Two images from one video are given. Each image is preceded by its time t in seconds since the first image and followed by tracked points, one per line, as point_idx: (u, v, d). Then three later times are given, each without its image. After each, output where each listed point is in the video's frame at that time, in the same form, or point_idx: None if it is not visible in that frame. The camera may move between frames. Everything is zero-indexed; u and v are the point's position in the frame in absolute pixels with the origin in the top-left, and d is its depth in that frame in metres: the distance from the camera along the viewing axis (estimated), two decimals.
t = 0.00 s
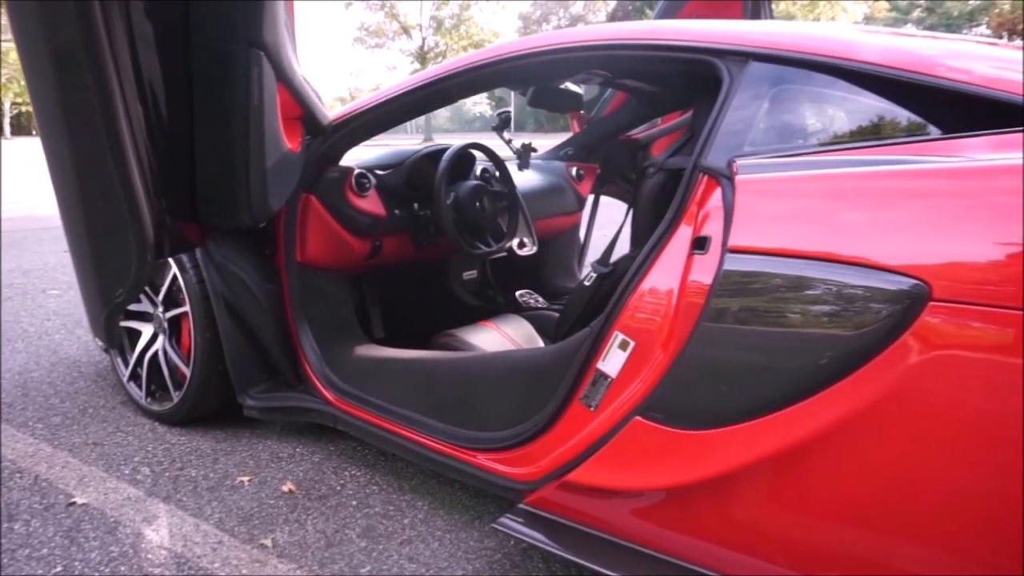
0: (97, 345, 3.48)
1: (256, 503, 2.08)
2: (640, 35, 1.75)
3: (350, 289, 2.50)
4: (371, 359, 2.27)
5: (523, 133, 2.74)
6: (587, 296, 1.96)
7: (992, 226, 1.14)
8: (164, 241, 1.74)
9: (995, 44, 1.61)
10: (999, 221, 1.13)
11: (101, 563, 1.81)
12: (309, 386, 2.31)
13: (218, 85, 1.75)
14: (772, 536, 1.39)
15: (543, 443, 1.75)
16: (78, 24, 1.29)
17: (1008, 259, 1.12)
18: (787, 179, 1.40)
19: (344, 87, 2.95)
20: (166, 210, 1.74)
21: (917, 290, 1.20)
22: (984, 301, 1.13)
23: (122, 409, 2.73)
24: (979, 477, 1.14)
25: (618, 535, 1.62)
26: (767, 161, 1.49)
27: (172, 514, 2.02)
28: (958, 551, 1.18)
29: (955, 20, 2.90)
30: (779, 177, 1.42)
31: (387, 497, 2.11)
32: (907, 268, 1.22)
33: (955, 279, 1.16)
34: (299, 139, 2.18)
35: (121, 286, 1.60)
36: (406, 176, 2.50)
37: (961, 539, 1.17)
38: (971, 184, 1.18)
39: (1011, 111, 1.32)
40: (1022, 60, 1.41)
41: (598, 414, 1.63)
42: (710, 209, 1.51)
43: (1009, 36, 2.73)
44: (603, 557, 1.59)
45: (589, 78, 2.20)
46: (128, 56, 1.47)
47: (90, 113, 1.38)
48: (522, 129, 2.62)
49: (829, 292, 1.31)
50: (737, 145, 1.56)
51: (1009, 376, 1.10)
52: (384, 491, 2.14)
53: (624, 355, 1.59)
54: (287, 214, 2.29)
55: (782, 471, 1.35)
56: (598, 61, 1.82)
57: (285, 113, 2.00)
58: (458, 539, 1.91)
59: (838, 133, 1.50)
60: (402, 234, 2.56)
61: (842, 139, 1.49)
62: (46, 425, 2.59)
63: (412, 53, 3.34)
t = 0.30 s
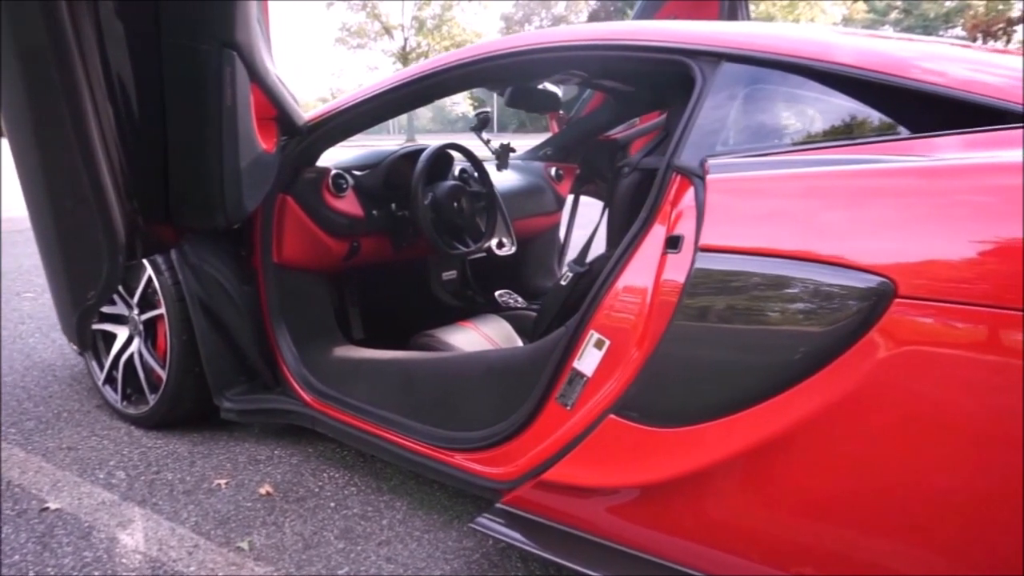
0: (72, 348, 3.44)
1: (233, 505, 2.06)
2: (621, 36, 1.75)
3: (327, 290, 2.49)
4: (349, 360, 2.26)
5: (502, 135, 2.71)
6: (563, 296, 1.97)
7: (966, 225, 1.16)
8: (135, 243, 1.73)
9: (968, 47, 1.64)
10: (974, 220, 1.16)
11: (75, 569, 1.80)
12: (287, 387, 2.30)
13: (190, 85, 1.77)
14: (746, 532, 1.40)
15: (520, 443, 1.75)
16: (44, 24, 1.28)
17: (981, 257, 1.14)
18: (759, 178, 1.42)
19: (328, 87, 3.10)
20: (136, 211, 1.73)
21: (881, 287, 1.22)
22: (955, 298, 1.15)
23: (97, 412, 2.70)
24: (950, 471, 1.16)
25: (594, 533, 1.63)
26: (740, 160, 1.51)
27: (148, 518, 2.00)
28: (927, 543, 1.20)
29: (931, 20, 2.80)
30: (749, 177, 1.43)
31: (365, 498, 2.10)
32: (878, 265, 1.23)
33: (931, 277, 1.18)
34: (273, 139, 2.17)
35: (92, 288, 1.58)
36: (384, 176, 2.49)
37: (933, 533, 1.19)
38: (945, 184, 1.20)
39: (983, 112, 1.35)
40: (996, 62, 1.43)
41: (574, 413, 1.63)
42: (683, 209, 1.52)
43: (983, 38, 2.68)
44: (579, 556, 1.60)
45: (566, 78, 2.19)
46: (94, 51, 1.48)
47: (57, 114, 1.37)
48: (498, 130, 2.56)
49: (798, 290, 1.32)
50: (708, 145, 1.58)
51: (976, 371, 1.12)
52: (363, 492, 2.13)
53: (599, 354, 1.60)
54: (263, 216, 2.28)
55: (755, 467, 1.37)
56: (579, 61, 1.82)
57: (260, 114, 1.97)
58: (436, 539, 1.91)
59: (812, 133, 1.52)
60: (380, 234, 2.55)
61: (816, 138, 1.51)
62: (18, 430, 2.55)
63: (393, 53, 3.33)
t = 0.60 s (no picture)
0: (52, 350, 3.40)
1: (214, 507, 2.05)
2: (602, 37, 1.76)
3: (309, 290, 2.49)
4: (331, 361, 2.26)
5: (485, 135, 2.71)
6: (545, 295, 1.98)
7: (946, 224, 1.17)
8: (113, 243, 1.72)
9: (947, 48, 1.65)
10: (953, 219, 1.17)
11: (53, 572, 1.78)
12: (269, 388, 2.29)
13: (169, 87, 1.78)
14: (725, 529, 1.41)
15: (501, 442, 1.75)
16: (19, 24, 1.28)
17: (960, 256, 1.15)
18: (736, 177, 1.43)
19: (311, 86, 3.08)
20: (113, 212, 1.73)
21: (855, 284, 1.24)
22: (931, 296, 1.16)
23: (76, 415, 2.67)
24: (926, 465, 1.17)
25: (576, 531, 1.64)
26: (717, 159, 1.52)
27: (127, 520, 1.99)
28: (905, 538, 1.22)
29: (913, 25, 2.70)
30: (727, 176, 1.45)
31: (347, 499, 2.10)
32: (856, 263, 1.25)
33: (911, 275, 1.19)
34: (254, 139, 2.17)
35: (70, 288, 1.57)
36: (366, 175, 2.48)
37: (909, 527, 1.21)
38: (924, 184, 1.22)
39: (960, 113, 1.37)
40: (976, 64, 1.45)
41: (554, 412, 1.64)
42: (661, 208, 1.53)
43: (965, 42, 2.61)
44: (560, 555, 1.61)
45: (548, 77, 2.19)
46: (71, 51, 1.48)
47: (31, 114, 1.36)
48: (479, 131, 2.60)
49: (776, 289, 1.34)
50: (686, 145, 1.60)
51: (950, 368, 1.14)
52: (345, 493, 2.13)
53: (579, 352, 1.60)
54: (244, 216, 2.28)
55: (734, 464, 1.38)
56: (560, 61, 1.83)
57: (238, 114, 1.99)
58: (419, 539, 1.92)
59: (791, 132, 1.53)
60: (361, 235, 2.54)
61: (797, 137, 1.51)
62: None
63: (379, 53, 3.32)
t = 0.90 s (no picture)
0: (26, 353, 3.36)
1: (189, 511, 2.04)
2: (584, 38, 1.76)
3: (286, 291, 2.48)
4: (308, 362, 2.25)
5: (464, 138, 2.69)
6: (521, 295, 2.00)
7: (920, 224, 1.18)
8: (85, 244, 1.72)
9: (921, 52, 1.67)
10: (928, 219, 1.17)
11: None
12: (245, 390, 2.28)
13: (139, 86, 1.80)
14: (697, 527, 1.43)
15: (477, 442, 1.76)
16: None
17: (934, 255, 1.16)
18: (709, 177, 1.44)
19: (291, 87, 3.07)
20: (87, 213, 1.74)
21: (821, 283, 1.26)
22: (905, 295, 1.18)
23: (49, 419, 2.64)
24: (893, 462, 1.19)
25: (552, 531, 1.64)
26: (690, 160, 1.54)
27: (100, 525, 1.97)
28: (875, 533, 1.23)
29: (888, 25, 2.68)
30: (697, 176, 1.46)
31: (324, 501, 2.09)
32: (829, 263, 1.26)
33: (888, 275, 1.19)
34: (227, 139, 2.16)
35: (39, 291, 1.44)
36: (343, 176, 2.48)
37: (877, 523, 1.23)
38: (897, 183, 1.23)
39: (931, 115, 1.38)
40: (948, 68, 1.48)
41: (530, 412, 1.64)
42: (634, 208, 1.54)
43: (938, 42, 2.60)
44: (536, 555, 1.62)
45: (526, 78, 2.19)
46: (38, 50, 1.44)
47: None
48: (459, 132, 2.55)
49: (749, 288, 1.34)
50: (659, 146, 1.61)
51: (918, 366, 1.16)
52: (322, 495, 2.12)
53: (554, 352, 1.61)
54: (219, 218, 2.26)
55: (705, 462, 1.39)
56: (542, 62, 1.83)
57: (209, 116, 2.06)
58: (396, 541, 1.92)
59: (764, 133, 1.55)
60: (338, 236, 2.54)
61: (768, 138, 1.53)
62: None
63: (359, 53, 3.31)
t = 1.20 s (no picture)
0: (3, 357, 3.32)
1: (169, 515, 2.02)
2: (567, 39, 1.76)
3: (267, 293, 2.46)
4: (290, 364, 2.25)
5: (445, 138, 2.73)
6: (503, 294, 2.01)
7: (901, 224, 1.19)
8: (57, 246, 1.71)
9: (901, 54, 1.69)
10: (910, 219, 1.18)
11: None
12: (226, 393, 2.27)
13: (115, 86, 1.80)
14: (677, 525, 1.44)
15: (458, 443, 1.76)
16: None
17: (915, 255, 1.17)
18: (688, 177, 1.45)
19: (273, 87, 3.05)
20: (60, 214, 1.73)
21: (798, 283, 1.27)
22: (887, 295, 1.19)
23: (27, 424, 2.61)
24: (870, 460, 1.20)
25: (533, 531, 1.65)
26: (669, 161, 1.55)
27: (79, 531, 1.95)
28: (853, 531, 1.25)
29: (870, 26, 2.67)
30: (675, 176, 1.47)
31: (306, 504, 2.08)
32: (811, 262, 1.26)
33: (869, 275, 1.20)
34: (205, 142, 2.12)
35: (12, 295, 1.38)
36: (324, 177, 2.47)
37: (853, 520, 1.24)
38: (879, 183, 1.24)
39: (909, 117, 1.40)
40: (927, 70, 1.51)
41: (512, 412, 1.65)
42: (613, 209, 1.55)
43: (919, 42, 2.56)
44: (518, 556, 1.62)
45: (509, 78, 2.17)
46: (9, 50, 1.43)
47: None
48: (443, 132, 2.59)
49: (731, 287, 1.35)
50: (637, 147, 1.62)
51: (896, 364, 1.17)
52: (304, 498, 2.11)
53: (534, 353, 1.61)
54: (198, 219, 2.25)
55: (684, 462, 1.40)
56: (524, 63, 1.83)
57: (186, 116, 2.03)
58: (378, 543, 1.91)
59: (744, 134, 1.56)
60: (320, 237, 2.53)
61: (748, 138, 1.55)
62: None
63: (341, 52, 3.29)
